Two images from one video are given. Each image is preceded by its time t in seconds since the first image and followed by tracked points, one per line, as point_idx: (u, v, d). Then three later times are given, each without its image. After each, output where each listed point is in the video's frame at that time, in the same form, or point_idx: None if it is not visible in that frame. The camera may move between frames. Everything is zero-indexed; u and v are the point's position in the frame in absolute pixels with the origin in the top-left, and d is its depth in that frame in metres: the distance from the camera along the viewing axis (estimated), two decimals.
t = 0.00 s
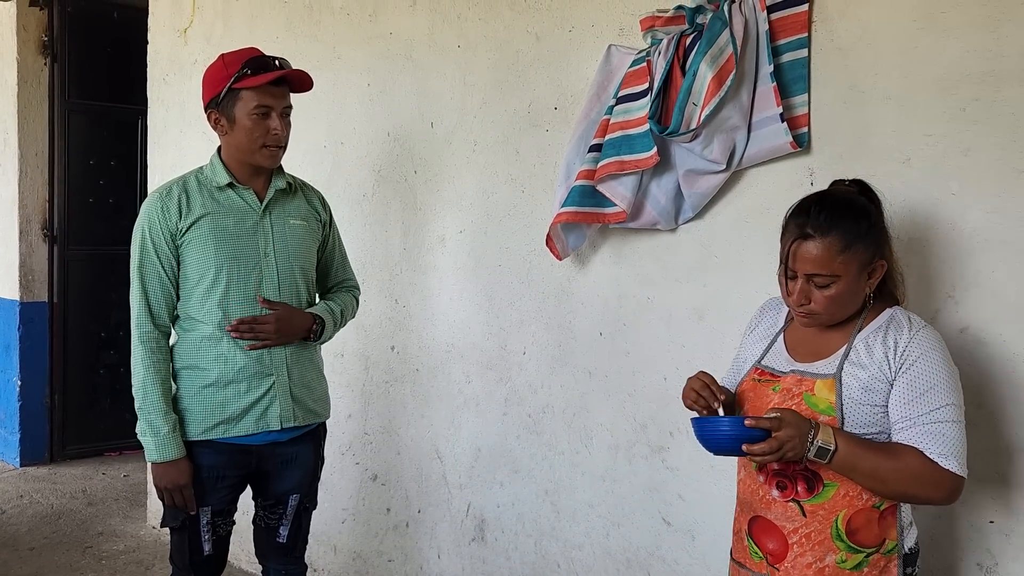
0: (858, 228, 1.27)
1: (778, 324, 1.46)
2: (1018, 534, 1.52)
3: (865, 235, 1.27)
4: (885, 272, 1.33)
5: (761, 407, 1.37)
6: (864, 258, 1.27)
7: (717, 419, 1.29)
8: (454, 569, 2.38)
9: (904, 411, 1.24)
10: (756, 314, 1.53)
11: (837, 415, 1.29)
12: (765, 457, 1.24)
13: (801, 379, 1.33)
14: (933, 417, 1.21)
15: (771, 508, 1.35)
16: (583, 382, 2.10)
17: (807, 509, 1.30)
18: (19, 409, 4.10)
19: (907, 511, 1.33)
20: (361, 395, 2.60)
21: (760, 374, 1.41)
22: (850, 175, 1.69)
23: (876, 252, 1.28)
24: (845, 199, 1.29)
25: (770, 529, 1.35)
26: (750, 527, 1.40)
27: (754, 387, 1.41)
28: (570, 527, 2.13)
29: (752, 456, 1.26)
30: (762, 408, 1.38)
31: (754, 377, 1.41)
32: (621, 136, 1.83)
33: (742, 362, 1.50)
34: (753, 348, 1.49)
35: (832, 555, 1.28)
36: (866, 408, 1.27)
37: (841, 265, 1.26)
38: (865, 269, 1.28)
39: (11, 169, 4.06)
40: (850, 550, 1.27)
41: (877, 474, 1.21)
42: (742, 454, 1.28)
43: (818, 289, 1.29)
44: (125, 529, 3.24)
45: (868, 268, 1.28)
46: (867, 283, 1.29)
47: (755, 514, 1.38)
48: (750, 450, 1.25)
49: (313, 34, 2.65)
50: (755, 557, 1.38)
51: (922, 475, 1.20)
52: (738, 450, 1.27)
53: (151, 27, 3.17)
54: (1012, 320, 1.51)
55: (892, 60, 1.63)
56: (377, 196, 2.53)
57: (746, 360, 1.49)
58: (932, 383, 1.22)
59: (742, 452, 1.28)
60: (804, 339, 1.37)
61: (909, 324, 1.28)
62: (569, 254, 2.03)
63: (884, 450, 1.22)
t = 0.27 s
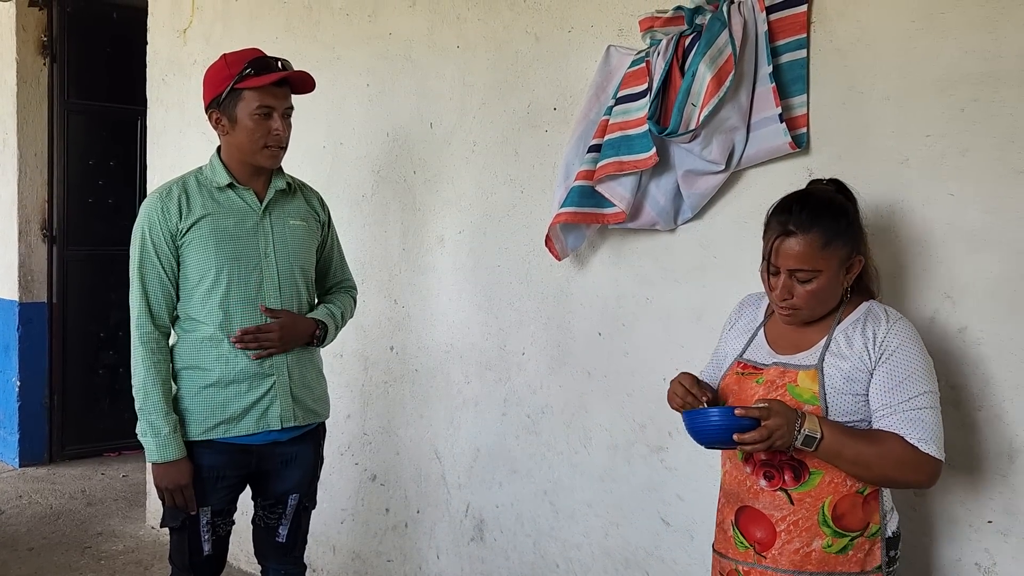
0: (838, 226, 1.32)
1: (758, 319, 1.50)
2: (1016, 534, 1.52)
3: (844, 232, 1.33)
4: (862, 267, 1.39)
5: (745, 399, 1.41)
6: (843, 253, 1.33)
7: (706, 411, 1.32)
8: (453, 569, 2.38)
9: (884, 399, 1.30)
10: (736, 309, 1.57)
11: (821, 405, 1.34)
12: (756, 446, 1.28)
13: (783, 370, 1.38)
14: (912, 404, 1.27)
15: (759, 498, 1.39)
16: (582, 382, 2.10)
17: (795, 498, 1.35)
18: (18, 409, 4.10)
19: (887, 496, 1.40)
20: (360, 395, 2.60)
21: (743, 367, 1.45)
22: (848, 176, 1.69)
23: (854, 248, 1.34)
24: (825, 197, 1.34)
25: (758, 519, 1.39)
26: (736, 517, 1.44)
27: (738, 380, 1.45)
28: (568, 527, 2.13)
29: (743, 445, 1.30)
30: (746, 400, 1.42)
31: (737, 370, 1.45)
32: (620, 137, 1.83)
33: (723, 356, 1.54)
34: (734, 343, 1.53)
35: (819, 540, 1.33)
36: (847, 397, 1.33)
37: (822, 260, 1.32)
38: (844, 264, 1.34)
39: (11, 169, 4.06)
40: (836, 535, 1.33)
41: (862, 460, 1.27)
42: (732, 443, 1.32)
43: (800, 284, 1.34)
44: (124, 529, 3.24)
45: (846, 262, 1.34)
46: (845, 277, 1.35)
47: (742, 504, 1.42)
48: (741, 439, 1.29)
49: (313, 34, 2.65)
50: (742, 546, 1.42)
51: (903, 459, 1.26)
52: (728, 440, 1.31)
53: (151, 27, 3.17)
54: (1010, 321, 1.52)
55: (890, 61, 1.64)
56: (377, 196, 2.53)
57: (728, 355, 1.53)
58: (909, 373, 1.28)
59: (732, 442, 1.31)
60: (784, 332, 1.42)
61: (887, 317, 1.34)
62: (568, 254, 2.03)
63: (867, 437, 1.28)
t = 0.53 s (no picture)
0: (821, 226, 1.38)
1: (743, 318, 1.55)
2: (1015, 534, 1.52)
3: (826, 231, 1.38)
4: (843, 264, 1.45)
5: (736, 396, 1.46)
6: (826, 252, 1.38)
7: (702, 416, 1.35)
8: (452, 570, 2.37)
9: (872, 393, 1.35)
10: (721, 309, 1.62)
11: (811, 401, 1.39)
12: (754, 449, 1.32)
13: (772, 367, 1.43)
14: (899, 398, 1.34)
15: (753, 493, 1.44)
16: (581, 382, 2.09)
17: (788, 491, 1.40)
18: (16, 409, 4.09)
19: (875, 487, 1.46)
20: (358, 395, 2.59)
21: (731, 365, 1.50)
22: (847, 175, 1.68)
23: (836, 247, 1.40)
24: (808, 199, 1.40)
25: (752, 513, 1.44)
26: (731, 513, 1.49)
27: (726, 379, 1.50)
28: (567, 527, 2.13)
29: (741, 448, 1.34)
30: (736, 397, 1.47)
31: (726, 368, 1.51)
32: (618, 136, 1.82)
33: (711, 355, 1.59)
34: (721, 342, 1.57)
35: (813, 532, 1.38)
36: (837, 392, 1.38)
37: (807, 260, 1.37)
38: (828, 263, 1.39)
39: (9, 168, 4.05)
40: (829, 526, 1.38)
41: (854, 455, 1.32)
42: (730, 446, 1.35)
43: (787, 284, 1.39)
44: (122, 529, 3.24)
45: (830, 261, 1.40)
46: (829, 274, 1.41)
47: (736, 500, 1.47)
48: (740, 444, 1.32)
49: (311, 33, 2.65)
50: (736, 541, 1.47)
51: (892, 451, 1.32)
52: (726, 444, 1.34)
53: (149, 25, 3.17)
54: (1010, 320, 1.52)
55: (890, 60, 1.63)
56: (375, 195, 2.53)
57: (715, 353, 1.58)
58: (895, 367, 1.35)
59: (729, 445, 1.35)
60: (771, 329, 1.48)
61: (870, 313, 1.40)
62: (566, 254, 2.03)
63: (857, 431, 1.34)
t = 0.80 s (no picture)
0: (812, 232, 1.43)
1: (731, 319, 1.61)
2: (1013, 533, 1.52)
3: (818, 237, 1.43)
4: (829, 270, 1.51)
5: (727, 396, 1.50)
6: (817, 258, 1.44)
7: (696, 414, 1.39)
8: (450, 569, 2.37)
9: (860, 391, 1.40)
10: (711, 311, 1.67)
11: (800, 401, 1.44)
12: (747, 447, 1.36)
13: (762, 368, 1.48)
14: (886, 396, 1.38)
15: (747, 489, 1.48)
16: (579, 381, 2.09)
17: (781, 485, 1.43)
18: (14, 409, 4.08)
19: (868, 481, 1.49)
20: (356, 394, 2.59)
21: (721, 366, 1.55)
22: (846, 174, 1.68)
23: (826, 251, 1.45)
24: (800, 204, 1.44)
25: (747, 508, 1.48)
26: (726, 510, 1.52)
27: (718, 379, 1.54)
28: (565, 527, 2.13)
29: (734, 447, 1.38)
30: (727, 398, 1.51)
31: (717, 369, 1.55)
32: (616, 135, 1.82)
33: (701, 356, 1.64)
34: (710, 343, 1.62)
35: (807, 525, 1.42)
36: (825, 391, 1.42)
37: (799, 264, 1.42)
38: (818, 267, 1.45)
39: (6, 167, 4.05)
40: (822, 519, 1.42)
41: (845, 452, 1.36)
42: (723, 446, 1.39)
43: (779, 288, 1.43)
44: (120, 529, 3.23)
45: (820, 265, 1.45)
46: (818, 279, 1.46)
47: (731, 496, 1.51)
48: (733, 443, 1.36)
49: (309, 31, 2.64)
50: (732, 537, 1.50)
51: (881, 447, 1.36)
52: (719, 443, 1.39)
53: (146, 25, 3.16)
54: (1009, 319, 1.51)
55: (888, 59, 1.63)
56: (373, 194, 2.52)
57: (705, 354, 1.63)
58: (881, 366, 1.39)
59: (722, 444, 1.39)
60: (761, 331, 1.52)
61: (855, 314, 1.45)
62: (564, 253, 2.02)
63: (845, 429, 1.38)
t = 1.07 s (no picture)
0: (801, 231, 1.43)
1: (729, 318, 1.61)
2: (1011, 532, 1.52)
3: (807, 236, 1.43)
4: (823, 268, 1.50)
5: (722, 395, 1.51)
6: (807, 257, 1.44)
7: (687, 408, 1.40)
8: (448, 569, 2.37)
9: (852, 388, 1.40)
10: (707, 312, 1.68)
11: (793, 398, 1.44)
12: (737, 439, 1.36)
13: (757, 366, 1.49)
14: (877, 392, 1.38)
15: (744, 485, 1.48)
16: (577, 381, 2.09)
17: (777, 481, 1.44)
18: (12, 409, 4.08)
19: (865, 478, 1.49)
20: (354, 394, 2.59)
21: (718, 364, 1.55)
22: (844, 174, 1.68)
23: (817, 250, 1.45)
24: (788, 203, 1.45)
25: (744, 505, 1.48)
26: (723, 506, 1.53)
27: (713, 377, 1.55)
28: (564, 526, 2.13)
29: (724, 439, 1.38)
30: (723, 396, 1.52)
31: (713, 368, 1.55)
32: (614, 135, 1.82)
33: (700, 355, 1.65)
34: (708, 343, 1.63)
35: (803, 521, 1.42)
36: (817, 388, 1.43)
37: (788, 264, 1.42)
38: (809, 265, 1.45)
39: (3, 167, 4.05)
40: (818, 515, 1.42)
41: (837, 448, 1.36)
42: (713, 439, 1.39)
43: (769, 287, 1.44)
44: (118, 529, 3.23)
45: (811, 264, 1.45)
46: (810, 277, 1.46)
47: (728, 493, 1.51)
48: (723, 433, 1.37)
49: (307, 31, 2.64)
50: (730, 534, 1.51)
51: (873, 443, 1.36)
52: (709, 435, 1.39)
53: (144, 24, 3.16)
54: (1006, 318, 1.51)
55: (886, 58, 1.63)
56: (371, 194, 2.52)
57: (704, 354, 1.63)
58: (873, 362, 1.39)
59: (712, 437, 1.39)
60: (755, 330, 1.53)
61: (849, 311, 1.46)
62: (562, 253, 2.02)
63: (837, 425, 1.38)
